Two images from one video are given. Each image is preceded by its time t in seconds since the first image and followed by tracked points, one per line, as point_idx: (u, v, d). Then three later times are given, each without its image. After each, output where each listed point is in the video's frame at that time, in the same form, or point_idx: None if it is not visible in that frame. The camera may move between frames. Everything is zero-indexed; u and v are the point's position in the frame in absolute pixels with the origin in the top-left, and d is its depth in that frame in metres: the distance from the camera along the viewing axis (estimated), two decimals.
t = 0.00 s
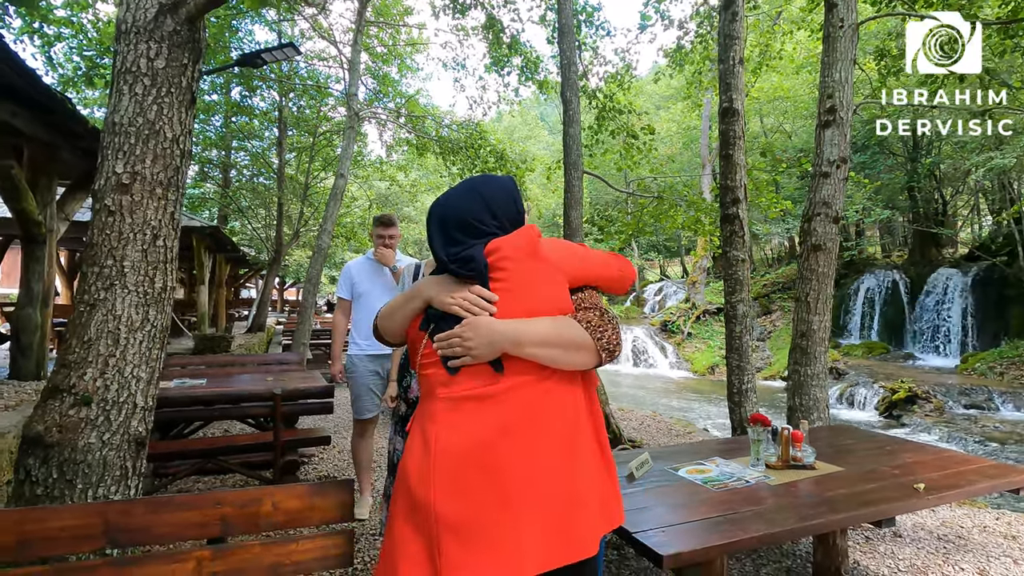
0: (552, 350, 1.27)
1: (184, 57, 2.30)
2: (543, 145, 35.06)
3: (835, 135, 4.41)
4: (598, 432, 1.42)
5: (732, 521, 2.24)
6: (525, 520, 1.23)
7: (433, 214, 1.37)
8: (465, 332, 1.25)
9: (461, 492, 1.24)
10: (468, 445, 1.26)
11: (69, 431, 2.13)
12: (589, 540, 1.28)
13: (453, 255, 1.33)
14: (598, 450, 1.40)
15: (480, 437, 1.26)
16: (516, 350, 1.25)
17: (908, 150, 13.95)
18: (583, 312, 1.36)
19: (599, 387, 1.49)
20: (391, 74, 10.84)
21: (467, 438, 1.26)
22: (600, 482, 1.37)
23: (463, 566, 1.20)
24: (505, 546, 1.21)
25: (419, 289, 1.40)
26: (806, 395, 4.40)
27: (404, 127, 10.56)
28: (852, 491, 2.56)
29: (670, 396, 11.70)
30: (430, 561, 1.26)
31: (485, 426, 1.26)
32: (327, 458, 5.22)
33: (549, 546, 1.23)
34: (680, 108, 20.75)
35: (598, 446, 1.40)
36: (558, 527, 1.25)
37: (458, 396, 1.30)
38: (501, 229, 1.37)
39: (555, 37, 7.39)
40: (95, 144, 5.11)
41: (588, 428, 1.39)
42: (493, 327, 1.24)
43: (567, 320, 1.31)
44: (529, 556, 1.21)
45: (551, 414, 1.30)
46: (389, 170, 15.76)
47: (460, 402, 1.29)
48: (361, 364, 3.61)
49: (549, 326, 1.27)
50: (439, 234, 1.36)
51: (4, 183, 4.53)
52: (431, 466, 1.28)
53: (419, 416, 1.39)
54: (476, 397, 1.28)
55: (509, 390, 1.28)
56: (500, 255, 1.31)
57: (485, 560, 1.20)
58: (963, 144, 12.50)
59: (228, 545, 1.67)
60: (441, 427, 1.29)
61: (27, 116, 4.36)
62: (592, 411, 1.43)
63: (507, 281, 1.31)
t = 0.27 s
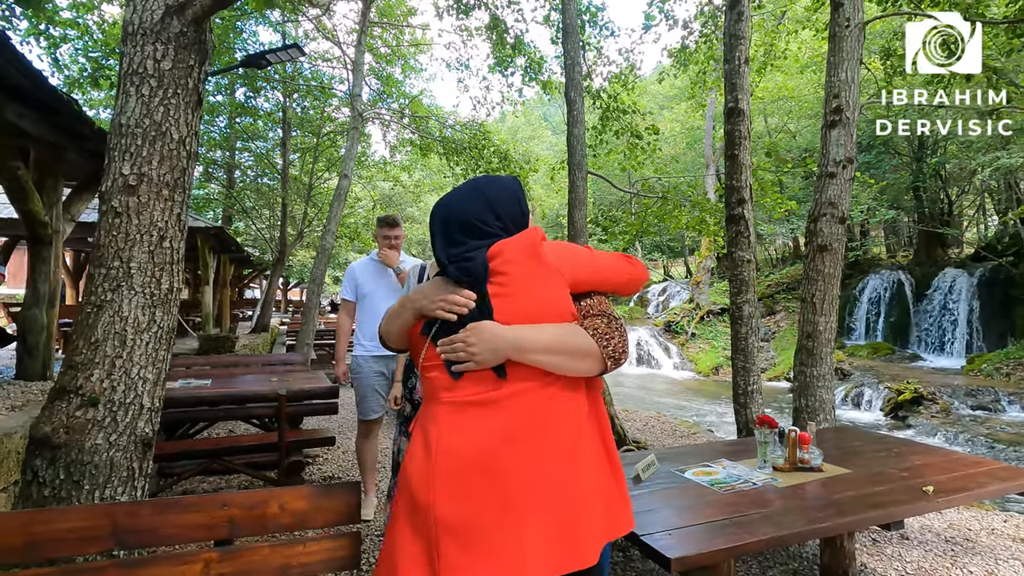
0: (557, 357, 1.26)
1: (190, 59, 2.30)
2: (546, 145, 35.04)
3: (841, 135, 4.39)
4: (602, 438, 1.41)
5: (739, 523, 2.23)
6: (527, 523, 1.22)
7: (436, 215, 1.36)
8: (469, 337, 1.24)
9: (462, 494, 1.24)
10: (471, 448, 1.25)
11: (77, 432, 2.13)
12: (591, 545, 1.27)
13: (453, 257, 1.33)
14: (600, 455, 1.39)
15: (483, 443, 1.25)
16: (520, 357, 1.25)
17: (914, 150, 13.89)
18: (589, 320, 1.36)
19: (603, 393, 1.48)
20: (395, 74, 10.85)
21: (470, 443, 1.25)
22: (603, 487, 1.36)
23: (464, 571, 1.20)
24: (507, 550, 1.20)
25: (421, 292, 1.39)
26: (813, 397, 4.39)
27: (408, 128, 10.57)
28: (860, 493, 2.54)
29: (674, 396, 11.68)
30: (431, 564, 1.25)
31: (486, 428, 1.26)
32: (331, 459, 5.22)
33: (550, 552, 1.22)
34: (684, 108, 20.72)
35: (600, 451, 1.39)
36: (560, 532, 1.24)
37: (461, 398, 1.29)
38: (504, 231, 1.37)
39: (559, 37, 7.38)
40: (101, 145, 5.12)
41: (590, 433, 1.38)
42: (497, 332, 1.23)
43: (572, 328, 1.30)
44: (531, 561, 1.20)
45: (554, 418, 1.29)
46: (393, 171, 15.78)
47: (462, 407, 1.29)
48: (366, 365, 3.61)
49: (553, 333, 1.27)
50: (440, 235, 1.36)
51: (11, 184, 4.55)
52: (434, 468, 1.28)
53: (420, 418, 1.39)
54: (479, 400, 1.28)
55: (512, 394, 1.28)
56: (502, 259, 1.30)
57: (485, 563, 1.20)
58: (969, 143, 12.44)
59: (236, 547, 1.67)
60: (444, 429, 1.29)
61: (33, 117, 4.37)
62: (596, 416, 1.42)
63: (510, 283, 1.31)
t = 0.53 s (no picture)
0: (558, 362, 1.26)
1: (196, 61, 2.32)
2: (549, 145, 35.05)
3: (845, 135, 4.38)
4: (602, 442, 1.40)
5: (743, 524, 2.23)
6: (525, 525, 1.22)
7: (440, 215, 1.39)
8: (470, 339, 1.25)
9: (460, 494, 1.24)
10: (469, 450, 1.26)
11: (84, 432, 2.15)
12: (590, 550, 1.26)
13: (455, 257, 1.34)
14: (601, 457, 1.39)
15: (481, 445, 1.25)
16: (521, 362, 1.24)
17: (918, 150, 13.86)
18: (591, 327, 1.35)
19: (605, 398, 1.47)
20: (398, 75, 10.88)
21: (470, 444, 1.26)
22: (603, 491, 1.35)
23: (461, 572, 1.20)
24: (505, 553, 1.19)
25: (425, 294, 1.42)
26: (817, 397, 4.38)
27: (411, 128, 10.59)
28: (865, 494, 2.54)
29: (678, 397, 11.67)
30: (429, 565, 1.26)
31: (485, 430, 1.27)
32: (335, 459, 5.23)
33: (549, 555, 1.21)
34: (687, 108, 20.70)
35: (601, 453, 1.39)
36: (558, 534, 1.24)
37: (460, 400, 1.30)
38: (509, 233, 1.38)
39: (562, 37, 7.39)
40: (106, 147, 5.15)
41: (590, 436, 1.38)
42: (497, 335, 1.23)
43: (575, 333, 1.30)
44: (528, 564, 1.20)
45: (553, 420, 1.29)
46: (396, 172, 15.81)
47: (461, 409, 1.30)
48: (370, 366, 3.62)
49: (554, 338, 1.26)
50: (444, 234, 1.38)
51: (17, 186, 4.57)
52: (433, 468, 1.28)
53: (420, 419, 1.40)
54: (478, 401, 1.29)
55: (511, 396, 1.28)
56: (504, 258, 1.32)
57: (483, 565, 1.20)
58: (974, 143, 12.40)
59: (242, 547, 1.68)
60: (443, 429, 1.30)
61: (40, 119, 4.40)
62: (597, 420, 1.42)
63: (512, 282, 1.30)
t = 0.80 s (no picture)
0: (558, 371, 1.25)
1: (202, 63, 2.33)
2: (552, 146, 35.06)
3: (849, 135, 4.37)
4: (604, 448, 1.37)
5: (748, 525, 2.23)
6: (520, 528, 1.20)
7: (443, 218, 1.39)
8: (473, 343, 1.25)
9: (456, 494, 1.25)
10: (466, 451, 1.26)
11: (91, 432, 2.16)
12: (585, 557, 1.23)
13: (458, 261, 1.34)
14: (604, 463, 1.36)
15: (479, 446, 1.26)
16: (522, 369, 1.24)
17: (922, 149, 13.81)
18: (594, 332, 1.35)
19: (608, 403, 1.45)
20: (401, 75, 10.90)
21: (468, 445, 1.27)
22: (604, 500, 1.32)
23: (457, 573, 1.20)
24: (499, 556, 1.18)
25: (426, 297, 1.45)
26: (821, 398, 4.37)
27: (414, 129, 10.60)
28: (871, 495, 2.54)
29: (681, 397, 11.66)
30: (426, 565, 1.26)
31: (482, 432, 1.27)
32: (339, 459, 5.24)
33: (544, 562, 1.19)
34: (690, 108, 20.68)
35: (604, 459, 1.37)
36: (554, 541, 1.21)
37: (460, 401, 1.32)
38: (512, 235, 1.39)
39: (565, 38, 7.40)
40: (111, 148, 5.17)
41: (592, 441, 1.36)
42: (497, 338, 1.24)
43: (577, 341, 1.29)
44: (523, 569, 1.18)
45: (553, 422, 1.28)
46: (399, 172, 15.84)
47: (462, 411, 1.31)
48: (374, 368, 3.63)
49: (558, 345, 1.26)
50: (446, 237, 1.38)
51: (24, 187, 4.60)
52: (431, 468, 1.30)
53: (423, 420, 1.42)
54: (477, 402, 1.30)
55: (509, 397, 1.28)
56: (507, 262, 1.32)
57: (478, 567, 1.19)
58: (978, 142, 12.35)
59: (249, 547, 1.68)
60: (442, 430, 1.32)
61: (46, 121, 4.42)
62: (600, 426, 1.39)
63: (515, 287, 1.31)
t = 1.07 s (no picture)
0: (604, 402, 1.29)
1: (207, 64, 2.33)
2: (554, 146, 35.06)
3: (853, 135, 4.36)
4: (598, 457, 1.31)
5: (753, 526, 2.22)
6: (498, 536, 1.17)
7: (446, 215, 1.39)
8: (538, 372, 1.22)
9: (443, 497, 1.24)
10: (456, 454, 1.25)
11: (96, 433, 2.16)
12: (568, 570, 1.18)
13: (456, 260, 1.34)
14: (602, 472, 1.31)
15: (464, 449, 1.25)
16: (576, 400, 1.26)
17: (925, 149, 13.78)
18: (633, 360, 1.38)
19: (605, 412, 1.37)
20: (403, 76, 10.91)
21: (454, 447, 1.26)
22: (595, 511, 1.26)
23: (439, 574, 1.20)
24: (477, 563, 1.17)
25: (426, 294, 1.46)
26: (825, 398, 4.36)
27: (416, 129, 10.61)
28: (875, 496, 2.53)
29: (683, 397, 11.65)
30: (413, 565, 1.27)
31: (473, 436, 1.25)
32: (342, 459, 5.25)
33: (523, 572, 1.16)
34: (691, 108, 20.67)
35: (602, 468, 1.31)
36: (535, 553, 1.17)
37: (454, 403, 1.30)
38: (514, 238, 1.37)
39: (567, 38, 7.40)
40: (115, 149, 5.18)
41: (585, 450, 1.29)
42: (560, 369, 1.23)
43: (623, 373, 1.32)
44: None
45: (545, 431, 1.24)
46: (401, 172, 15.85)
47: (452, 413, 1.30)
48: (378, 369, 3.63)
49: (605, 379, 1.29)
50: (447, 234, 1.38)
51: (28, 187, 4.61)
52: (423, 468, 1.30)
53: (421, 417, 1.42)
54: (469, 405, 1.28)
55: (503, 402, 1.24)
56: (506, 266, 1.30)
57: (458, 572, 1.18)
58: (981, 142, 12.32)
59: (254, 547, 1.69)
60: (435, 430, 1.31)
61: (50, 122, 4.43)
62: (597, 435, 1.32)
63: (508, 292, 1.27)
